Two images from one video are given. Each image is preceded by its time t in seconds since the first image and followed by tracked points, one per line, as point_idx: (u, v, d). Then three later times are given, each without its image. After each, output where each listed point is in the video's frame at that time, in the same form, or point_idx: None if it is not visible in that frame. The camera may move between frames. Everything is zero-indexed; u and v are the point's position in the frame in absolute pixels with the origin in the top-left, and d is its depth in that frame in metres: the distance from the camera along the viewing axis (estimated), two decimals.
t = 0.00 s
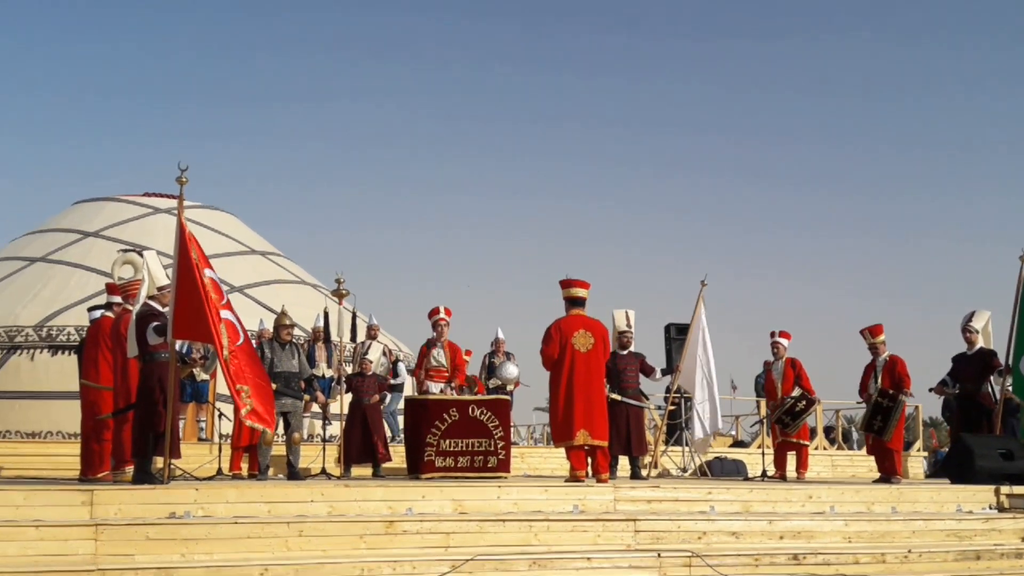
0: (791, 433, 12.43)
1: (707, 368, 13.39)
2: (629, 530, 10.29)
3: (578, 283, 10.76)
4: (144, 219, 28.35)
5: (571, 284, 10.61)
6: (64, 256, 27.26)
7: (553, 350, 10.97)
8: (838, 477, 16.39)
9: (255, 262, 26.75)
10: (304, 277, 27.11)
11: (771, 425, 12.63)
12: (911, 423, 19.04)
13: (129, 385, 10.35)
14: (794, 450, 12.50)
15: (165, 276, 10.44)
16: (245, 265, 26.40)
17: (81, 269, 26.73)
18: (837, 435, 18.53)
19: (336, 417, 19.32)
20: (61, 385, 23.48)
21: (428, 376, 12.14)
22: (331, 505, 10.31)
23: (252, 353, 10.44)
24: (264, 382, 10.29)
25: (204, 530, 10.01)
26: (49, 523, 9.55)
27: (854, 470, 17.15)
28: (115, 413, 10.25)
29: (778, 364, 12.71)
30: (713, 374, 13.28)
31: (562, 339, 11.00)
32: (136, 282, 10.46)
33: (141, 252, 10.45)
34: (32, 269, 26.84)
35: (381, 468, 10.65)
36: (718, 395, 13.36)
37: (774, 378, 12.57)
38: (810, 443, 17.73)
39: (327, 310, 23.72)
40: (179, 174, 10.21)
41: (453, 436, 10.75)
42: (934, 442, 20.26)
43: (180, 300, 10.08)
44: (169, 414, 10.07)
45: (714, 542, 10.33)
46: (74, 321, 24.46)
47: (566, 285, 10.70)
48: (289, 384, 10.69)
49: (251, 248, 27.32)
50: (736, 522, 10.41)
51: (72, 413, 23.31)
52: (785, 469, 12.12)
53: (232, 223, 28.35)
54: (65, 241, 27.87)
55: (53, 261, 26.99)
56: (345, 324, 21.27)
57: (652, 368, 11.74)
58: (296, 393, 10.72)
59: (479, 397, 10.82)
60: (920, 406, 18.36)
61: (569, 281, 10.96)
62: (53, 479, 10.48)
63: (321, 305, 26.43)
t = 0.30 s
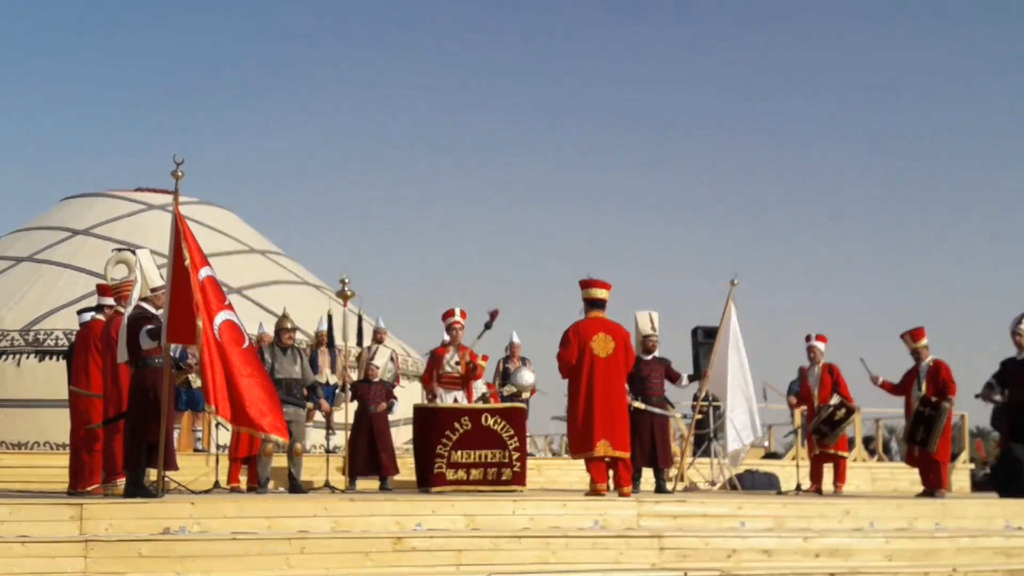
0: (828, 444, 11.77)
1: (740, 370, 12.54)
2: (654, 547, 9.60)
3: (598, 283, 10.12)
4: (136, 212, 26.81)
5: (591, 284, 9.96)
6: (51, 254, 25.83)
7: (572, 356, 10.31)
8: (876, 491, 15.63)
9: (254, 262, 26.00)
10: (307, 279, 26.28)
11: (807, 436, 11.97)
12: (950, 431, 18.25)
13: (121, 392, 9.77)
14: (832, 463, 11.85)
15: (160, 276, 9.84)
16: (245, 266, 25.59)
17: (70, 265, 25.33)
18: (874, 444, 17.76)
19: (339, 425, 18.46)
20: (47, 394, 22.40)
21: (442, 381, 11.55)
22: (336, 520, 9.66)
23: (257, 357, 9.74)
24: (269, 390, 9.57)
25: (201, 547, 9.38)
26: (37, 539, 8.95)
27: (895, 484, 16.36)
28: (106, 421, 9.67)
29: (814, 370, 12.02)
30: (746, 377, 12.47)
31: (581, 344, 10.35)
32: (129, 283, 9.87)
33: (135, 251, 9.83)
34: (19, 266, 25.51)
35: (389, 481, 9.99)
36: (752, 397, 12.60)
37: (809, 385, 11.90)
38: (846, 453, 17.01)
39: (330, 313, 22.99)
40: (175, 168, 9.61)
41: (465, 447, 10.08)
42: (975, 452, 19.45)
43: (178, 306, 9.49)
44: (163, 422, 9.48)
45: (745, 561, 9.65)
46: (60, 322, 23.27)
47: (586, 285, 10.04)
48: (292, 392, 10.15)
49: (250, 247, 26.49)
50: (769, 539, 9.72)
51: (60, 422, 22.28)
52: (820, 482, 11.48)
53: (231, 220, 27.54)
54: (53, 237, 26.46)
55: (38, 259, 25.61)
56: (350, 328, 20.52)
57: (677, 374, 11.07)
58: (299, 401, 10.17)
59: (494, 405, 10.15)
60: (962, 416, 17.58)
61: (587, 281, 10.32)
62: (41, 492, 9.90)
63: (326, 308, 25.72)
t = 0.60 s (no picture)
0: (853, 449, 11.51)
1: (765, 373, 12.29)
2: (673, 555, 9.28)
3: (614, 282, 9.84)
4: (139, 210, 26.52)
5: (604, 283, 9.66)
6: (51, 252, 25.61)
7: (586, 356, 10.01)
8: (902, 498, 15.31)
9: (260, 260, 25.65)
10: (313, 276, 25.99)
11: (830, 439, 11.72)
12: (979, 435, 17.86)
13: (124, 394, 9.52)
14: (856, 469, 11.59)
15: (163, 275, 9.55)
16: (249, 264, 25.22)
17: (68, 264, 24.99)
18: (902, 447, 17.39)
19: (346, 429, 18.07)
20: (47, 395, 21.98)
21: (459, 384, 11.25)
22: (344, 526, 9.37)
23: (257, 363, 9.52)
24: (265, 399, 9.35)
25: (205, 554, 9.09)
26: (36, 546, 8.66)
27: (923, 489, 16.02)
28: (108, 424, 9.41)
29: (839, 372, 11.74)
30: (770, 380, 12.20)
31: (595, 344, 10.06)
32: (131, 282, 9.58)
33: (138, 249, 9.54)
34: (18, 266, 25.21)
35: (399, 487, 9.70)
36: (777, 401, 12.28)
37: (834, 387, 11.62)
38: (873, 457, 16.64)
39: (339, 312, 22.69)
40: (182, 165, 9.30)
41: (478, 451, 9.80)
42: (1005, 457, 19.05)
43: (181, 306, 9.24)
44: (167, 425, 9.22)
45: (767, 569, 9.33)
46: (61, 322, 22.85)
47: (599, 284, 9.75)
48: (298, 394, 9.88)
49: (256, 245, 26.22)
50: (791, 547, 9.40)
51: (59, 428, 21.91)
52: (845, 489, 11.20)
53: (232, 215, 27.18)
54: (53, 234, 26.13)
55: (36, 259, 25.31)
56: (358, 329, 20.21)
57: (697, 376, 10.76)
58: (306, 404, 9.90)
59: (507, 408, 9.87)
60: (994, 420, 17.19)
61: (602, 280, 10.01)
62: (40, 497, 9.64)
63: (332, 307, 25.41)
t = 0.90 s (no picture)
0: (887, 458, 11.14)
1: (791, 381, 11.87)
2: (696, 570, 8.78)
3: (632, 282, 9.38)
4: (132, 206, 26.03)
5: (621, 282, 9.18)
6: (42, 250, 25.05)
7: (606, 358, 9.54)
8: (940, 510, 14.80)
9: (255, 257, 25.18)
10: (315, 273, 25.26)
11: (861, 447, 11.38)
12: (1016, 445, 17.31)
13: (117, 401, 9.07)
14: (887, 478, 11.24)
15: (158, 274, 9.08)
16: (249, 264, 24.67)
17: (60, 263, 24.41)
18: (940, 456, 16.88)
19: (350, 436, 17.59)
20: (36, 399, 21.54)
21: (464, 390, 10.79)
22: (348, 539, 8.89)
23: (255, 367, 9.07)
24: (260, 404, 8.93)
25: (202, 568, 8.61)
26: (24, 560, 8.19)
27: (959, 500, 15.47)
28: (101, 432, 8.95)
29: (872, 377, 11.36)
30: (797, 388, 11.78)
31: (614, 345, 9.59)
32: (125, 282, 9.13)
33: (131, 247, 9.08)
34: (7, 265, 24.73)
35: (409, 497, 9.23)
36: (804, 411, 11.83)
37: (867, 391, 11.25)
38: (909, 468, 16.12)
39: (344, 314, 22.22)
40: (176, 159, 8.86)
41: (489, 460, 9.31)
42: None
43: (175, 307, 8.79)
44: (162, 431, 8.76)
45: None
46: (49, 326, 22.39)
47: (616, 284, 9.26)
48: (301, 400, 9.41)
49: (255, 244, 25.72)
50: (822, 562, 8.89)
51: (46, 434, 21.42)
52: (878, 500, 10.82)
53: (229, 212, 26.62)
54: (44, 232, 25.64)
55: (27, 257, 24.78)
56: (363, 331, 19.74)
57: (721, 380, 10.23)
58: (309, 410, 9.43)
59: (520, 414, 9.41)
60: None
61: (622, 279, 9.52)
62: (31, 508, 9.20)
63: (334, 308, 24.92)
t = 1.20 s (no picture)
0: (917, 466, 11.01)
1: (812, 387, 11.39)
2: None
3: (649, 279, 9.01)
4: (120, 202, 25.55)
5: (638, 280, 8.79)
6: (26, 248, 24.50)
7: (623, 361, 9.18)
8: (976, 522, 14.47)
9: (247, 253, 23.76)
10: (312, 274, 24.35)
11: (891, 455, 11.19)
12: None
13: (106, 407, 8.66)
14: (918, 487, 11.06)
15: (149, 274, 8.65)
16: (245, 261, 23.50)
17: (46, 263, 23.87)
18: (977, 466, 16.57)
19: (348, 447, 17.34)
20: (24, 404, 20.92)
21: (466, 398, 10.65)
22: (349, 552, 8.45)
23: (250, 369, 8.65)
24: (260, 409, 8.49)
25: None
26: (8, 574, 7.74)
27: (994, 511, 15.11)
28: (89, 439, 8.53)
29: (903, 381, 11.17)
30: (817, 395, 11.28)
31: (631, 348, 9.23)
32: (114, 282, 8.70)
33: (120, 245, 8.66)
34: None
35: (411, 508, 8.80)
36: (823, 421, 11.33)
37: (895, 395, 11.09)
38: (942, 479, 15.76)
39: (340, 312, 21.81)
40: (164, 153, 8.41)
41: (496, 469, 8.89)
42: None
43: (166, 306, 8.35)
44: (153, 438, 8.33)
45: None
46: (34, 328, 22.10)
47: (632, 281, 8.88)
48: (298, 405, 9.07)
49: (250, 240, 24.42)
50: None
51: (32, 441, 20.84)
52: (908, 511, 10.68)
53: (214, 202, 25.14)
54: (27, 230, 25.15)
55: (10, 255, 24.27)
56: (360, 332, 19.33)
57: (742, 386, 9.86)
58: (307, 416, 9.06)
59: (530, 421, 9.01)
60: None
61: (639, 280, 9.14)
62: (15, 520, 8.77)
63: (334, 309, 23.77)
